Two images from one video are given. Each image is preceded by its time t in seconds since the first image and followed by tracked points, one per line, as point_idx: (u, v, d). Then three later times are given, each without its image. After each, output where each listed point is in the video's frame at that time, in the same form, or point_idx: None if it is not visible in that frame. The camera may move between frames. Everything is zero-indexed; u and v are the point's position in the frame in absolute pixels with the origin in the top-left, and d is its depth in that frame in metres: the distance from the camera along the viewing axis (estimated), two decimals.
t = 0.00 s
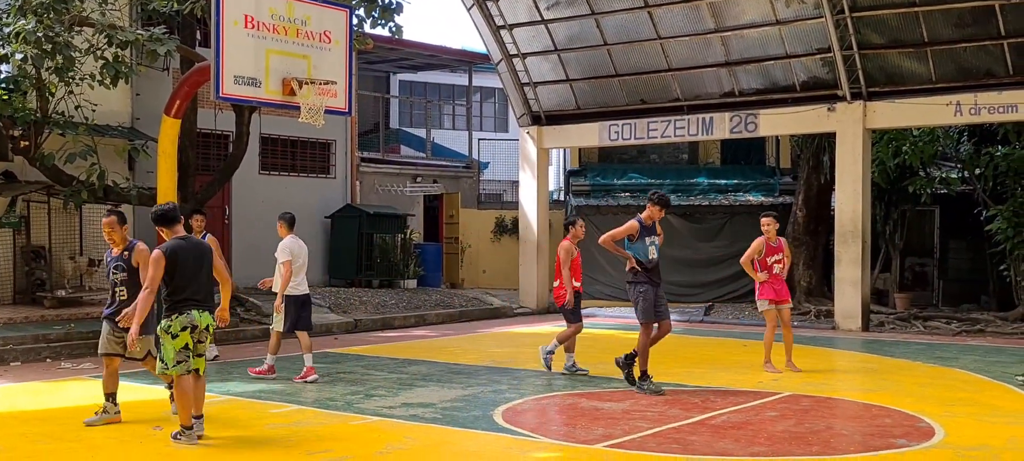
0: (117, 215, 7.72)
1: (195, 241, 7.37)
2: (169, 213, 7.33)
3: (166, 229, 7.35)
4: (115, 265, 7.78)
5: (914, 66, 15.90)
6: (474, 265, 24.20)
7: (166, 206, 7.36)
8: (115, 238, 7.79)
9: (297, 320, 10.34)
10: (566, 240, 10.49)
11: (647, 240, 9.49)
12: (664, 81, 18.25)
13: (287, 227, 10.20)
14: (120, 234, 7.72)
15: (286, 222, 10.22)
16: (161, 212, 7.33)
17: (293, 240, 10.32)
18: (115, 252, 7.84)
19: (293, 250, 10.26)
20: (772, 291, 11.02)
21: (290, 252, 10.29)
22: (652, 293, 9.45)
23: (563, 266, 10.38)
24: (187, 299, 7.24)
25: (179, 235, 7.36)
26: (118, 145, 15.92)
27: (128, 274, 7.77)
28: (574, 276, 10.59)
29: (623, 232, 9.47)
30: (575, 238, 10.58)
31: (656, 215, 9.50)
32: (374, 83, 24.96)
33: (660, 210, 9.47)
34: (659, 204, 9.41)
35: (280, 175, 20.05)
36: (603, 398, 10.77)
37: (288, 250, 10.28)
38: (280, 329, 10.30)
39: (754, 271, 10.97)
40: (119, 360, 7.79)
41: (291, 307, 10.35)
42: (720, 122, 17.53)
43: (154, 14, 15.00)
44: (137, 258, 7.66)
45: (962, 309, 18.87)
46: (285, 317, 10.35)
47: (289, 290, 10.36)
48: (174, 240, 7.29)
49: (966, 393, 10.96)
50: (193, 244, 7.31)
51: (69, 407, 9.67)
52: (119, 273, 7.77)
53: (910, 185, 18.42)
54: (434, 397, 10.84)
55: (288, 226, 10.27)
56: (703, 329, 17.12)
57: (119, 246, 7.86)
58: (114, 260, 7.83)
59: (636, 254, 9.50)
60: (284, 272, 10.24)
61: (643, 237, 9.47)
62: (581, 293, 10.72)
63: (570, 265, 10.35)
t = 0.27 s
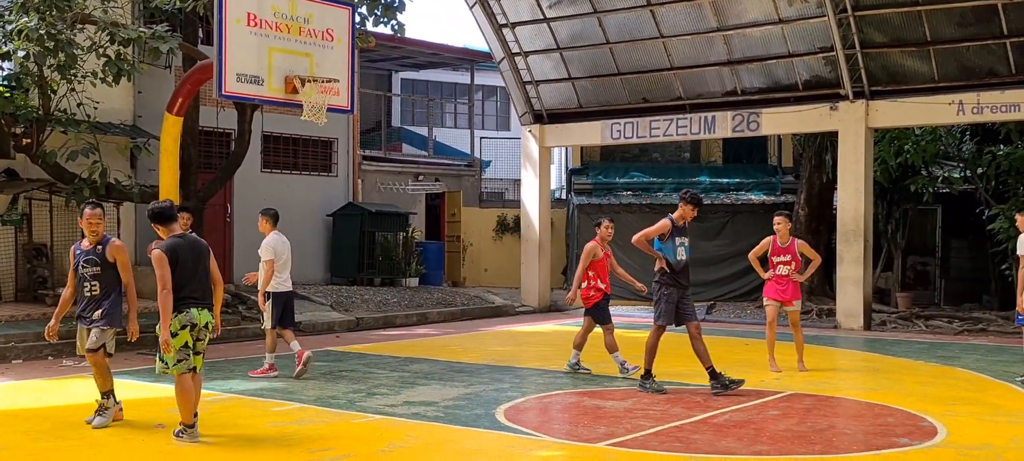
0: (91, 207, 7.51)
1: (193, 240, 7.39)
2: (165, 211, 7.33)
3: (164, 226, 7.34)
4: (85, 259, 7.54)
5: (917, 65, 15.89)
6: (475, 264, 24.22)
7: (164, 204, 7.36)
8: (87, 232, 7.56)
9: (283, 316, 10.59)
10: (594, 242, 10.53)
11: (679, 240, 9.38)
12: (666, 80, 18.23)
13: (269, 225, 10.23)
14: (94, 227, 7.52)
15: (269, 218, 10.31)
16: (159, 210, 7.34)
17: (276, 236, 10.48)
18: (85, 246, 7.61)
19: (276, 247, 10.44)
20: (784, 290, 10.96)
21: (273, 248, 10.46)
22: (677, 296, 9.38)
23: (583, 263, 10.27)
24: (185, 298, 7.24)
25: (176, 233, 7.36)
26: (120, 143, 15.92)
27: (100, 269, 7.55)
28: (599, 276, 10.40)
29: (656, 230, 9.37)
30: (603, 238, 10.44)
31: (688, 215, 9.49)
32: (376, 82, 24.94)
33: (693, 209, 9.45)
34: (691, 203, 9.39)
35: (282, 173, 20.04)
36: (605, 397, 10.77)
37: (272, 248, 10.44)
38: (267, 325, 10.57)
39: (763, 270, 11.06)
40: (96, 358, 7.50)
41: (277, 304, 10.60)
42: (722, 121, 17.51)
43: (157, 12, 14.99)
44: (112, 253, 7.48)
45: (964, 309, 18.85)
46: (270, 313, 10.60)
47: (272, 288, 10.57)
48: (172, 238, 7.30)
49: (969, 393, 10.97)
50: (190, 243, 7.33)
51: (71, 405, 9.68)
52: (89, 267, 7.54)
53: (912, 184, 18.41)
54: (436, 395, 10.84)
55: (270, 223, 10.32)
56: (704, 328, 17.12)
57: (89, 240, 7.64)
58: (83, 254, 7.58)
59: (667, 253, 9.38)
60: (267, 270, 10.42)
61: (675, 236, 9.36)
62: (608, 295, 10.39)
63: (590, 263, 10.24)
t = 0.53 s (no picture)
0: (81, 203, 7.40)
1: (198, 238, 7.28)
2: (169, 207, 7.24)
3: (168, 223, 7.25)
4: (68, 256, 7.39)
5: (927, 67, 15.83)
6: (483, 263, 24.23)
7: (169, 200, 7.27)
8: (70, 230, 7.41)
9: (281, 311, 10.75)
10: (629, 240, 10.30)
11: (725, 240, 9.16)
12: (676, 79, 18.20)
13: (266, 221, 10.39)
14: (82, 224, 7.38)
15: (265, 215, 10.43)
16: (163, 206, 7.24)
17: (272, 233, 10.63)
18: (65, 244, 7.45)
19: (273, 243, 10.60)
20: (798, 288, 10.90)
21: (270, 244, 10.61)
22: (724, 299, 9.14)
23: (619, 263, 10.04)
24: (190, 295, 7.12)
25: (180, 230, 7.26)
26: (130, 139, 15.94)
27: (83, 267, 7.44)
28: (636, 275, 10.17)
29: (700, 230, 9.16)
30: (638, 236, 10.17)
31: (735, 214, 9.21)
32: (385, 79, 24.94)
33: (740, 209, 9.19)
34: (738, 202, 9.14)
35: (291, 170, 20.05)
36: (614, 397, 10.75)
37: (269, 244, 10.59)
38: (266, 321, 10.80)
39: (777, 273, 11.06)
40: (79, 359, 7.35)
41: (275, 300, 10.75)
42: (731, 121, 17.49)
43: (168, 9, 15.01)
44: (99, 251, 7.44)
45: (973, 311, 18.78)
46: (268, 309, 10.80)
47: (267, 286, 10.73)
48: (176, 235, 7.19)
49: (979, 395, 10.92)
50: (193, 240, 7.22)
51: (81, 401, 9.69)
52: (72, 265, 7.39)
53: (921, 185, 18.35)
54: (445, 393, 10.84)
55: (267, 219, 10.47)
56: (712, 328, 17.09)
57: (69, 237, 7.49)
58: (62, 251, 7.41)
59: (713, 254, 9.15)
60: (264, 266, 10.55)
61: (720, 235, 9.14)
62: (645, 294, 10.14)
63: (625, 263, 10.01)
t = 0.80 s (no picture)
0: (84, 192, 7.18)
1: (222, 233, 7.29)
2: (198, 200, 7.21)
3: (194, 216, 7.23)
4: (71, 247, 7.13)
5: (961, 68, 15.65)
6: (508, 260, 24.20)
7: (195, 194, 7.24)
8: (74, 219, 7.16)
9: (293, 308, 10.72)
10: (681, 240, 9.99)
11: (786, 238, 9.19)
12: (705, 79, 18.10)
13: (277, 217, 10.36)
14: (84, 214, 7.16)
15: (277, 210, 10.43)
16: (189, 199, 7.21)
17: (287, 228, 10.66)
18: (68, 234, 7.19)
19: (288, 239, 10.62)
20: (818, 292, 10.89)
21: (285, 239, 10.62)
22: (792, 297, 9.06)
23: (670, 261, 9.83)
24: (213, 289, 7.14)
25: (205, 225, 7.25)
26: (161, 132, 16.04)
27: (85, 258, 7.17)
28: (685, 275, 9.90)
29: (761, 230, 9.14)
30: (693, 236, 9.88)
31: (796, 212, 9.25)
32: (412, 76, 24.97)
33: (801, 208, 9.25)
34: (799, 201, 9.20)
35: (318, 165, 20.11)
36: (642, 396, 10.70)
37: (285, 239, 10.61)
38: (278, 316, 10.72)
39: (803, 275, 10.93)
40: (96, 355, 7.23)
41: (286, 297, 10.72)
42: (761, 122, 17.38)
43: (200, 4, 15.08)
44: (101, 243, 7.11)
45: (1003, 316, 18.57)
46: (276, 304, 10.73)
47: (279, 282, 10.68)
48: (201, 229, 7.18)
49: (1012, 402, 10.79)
50: (216, 235, 7.20)
51: (112, 392, 9.75)
52: (75, 256, 7.13)
53: (952, 188, 18.17)
54: (472, 390, 10.82)
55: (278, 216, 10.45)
56: (738, 329, 17.00)
57: (72, 227, 7.23)
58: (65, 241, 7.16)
59: (775, 251, 9.15)
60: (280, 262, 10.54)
61: (782, 233, 9.17)
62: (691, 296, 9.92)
63: (676, 263, 9.80)
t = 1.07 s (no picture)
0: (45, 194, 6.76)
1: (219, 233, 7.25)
2: (200, 198, 7.15)
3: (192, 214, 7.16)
4: (34, 253, 6.74)
5: (968, 72, 15.64)
6: (513, 263, 24.18)
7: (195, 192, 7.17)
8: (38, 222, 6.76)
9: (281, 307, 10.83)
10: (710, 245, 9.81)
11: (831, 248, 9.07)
12: (711, 81, 18.09)
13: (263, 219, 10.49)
14: (46, 217, 6.74)
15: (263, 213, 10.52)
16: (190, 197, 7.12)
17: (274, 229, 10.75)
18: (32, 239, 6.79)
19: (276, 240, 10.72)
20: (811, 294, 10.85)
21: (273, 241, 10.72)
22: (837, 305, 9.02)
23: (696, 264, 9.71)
24: (208, 288, 7.10)
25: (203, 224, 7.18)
26: (167, 133, 16.02)
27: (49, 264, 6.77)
28: (711, 279, 9.72)
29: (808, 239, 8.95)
30: (722, 239, 9.70)
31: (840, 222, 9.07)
32: (416, 77, 24.97)
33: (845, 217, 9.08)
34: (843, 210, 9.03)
35: (323, 167, 20.08)
36: (651, 399, 10.67)
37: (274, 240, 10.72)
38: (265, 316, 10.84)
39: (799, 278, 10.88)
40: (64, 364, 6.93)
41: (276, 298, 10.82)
42: (767, 124, 17.36)
43: (207, 5, 15.08)
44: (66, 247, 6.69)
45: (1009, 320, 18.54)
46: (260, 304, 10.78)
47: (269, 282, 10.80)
48: (200, 228, 7.11)
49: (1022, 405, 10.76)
50: (215, 234, 7.17)
51: (120, 393, 9.71)
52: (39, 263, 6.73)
53: (959, 191, 18.15)
54: (481, 392, 10.80)
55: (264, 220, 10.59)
56: (744, 332, 16.97)
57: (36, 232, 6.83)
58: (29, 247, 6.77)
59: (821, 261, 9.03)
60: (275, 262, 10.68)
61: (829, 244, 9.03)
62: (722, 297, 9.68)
63: (700, 267, 9.68)
